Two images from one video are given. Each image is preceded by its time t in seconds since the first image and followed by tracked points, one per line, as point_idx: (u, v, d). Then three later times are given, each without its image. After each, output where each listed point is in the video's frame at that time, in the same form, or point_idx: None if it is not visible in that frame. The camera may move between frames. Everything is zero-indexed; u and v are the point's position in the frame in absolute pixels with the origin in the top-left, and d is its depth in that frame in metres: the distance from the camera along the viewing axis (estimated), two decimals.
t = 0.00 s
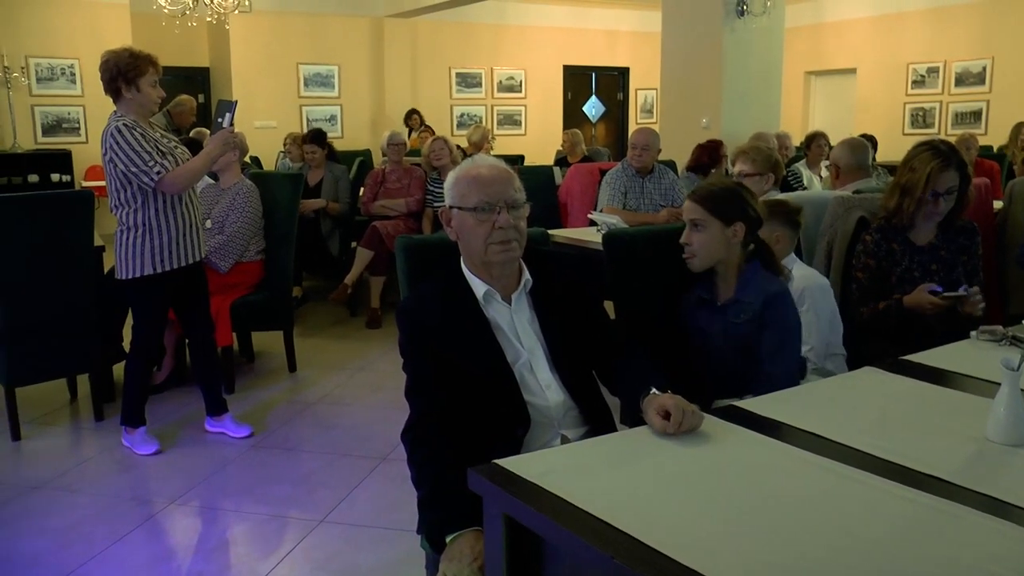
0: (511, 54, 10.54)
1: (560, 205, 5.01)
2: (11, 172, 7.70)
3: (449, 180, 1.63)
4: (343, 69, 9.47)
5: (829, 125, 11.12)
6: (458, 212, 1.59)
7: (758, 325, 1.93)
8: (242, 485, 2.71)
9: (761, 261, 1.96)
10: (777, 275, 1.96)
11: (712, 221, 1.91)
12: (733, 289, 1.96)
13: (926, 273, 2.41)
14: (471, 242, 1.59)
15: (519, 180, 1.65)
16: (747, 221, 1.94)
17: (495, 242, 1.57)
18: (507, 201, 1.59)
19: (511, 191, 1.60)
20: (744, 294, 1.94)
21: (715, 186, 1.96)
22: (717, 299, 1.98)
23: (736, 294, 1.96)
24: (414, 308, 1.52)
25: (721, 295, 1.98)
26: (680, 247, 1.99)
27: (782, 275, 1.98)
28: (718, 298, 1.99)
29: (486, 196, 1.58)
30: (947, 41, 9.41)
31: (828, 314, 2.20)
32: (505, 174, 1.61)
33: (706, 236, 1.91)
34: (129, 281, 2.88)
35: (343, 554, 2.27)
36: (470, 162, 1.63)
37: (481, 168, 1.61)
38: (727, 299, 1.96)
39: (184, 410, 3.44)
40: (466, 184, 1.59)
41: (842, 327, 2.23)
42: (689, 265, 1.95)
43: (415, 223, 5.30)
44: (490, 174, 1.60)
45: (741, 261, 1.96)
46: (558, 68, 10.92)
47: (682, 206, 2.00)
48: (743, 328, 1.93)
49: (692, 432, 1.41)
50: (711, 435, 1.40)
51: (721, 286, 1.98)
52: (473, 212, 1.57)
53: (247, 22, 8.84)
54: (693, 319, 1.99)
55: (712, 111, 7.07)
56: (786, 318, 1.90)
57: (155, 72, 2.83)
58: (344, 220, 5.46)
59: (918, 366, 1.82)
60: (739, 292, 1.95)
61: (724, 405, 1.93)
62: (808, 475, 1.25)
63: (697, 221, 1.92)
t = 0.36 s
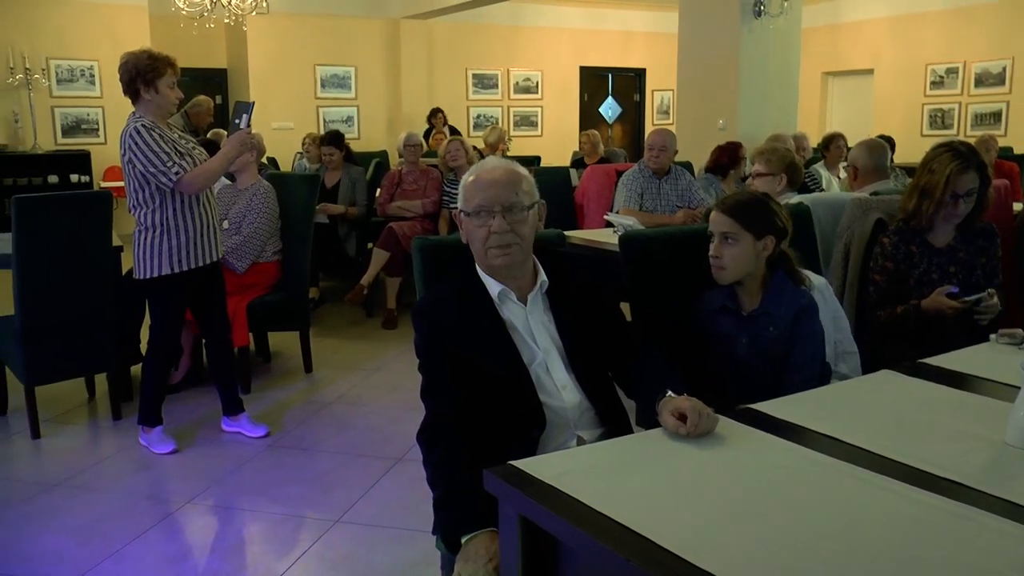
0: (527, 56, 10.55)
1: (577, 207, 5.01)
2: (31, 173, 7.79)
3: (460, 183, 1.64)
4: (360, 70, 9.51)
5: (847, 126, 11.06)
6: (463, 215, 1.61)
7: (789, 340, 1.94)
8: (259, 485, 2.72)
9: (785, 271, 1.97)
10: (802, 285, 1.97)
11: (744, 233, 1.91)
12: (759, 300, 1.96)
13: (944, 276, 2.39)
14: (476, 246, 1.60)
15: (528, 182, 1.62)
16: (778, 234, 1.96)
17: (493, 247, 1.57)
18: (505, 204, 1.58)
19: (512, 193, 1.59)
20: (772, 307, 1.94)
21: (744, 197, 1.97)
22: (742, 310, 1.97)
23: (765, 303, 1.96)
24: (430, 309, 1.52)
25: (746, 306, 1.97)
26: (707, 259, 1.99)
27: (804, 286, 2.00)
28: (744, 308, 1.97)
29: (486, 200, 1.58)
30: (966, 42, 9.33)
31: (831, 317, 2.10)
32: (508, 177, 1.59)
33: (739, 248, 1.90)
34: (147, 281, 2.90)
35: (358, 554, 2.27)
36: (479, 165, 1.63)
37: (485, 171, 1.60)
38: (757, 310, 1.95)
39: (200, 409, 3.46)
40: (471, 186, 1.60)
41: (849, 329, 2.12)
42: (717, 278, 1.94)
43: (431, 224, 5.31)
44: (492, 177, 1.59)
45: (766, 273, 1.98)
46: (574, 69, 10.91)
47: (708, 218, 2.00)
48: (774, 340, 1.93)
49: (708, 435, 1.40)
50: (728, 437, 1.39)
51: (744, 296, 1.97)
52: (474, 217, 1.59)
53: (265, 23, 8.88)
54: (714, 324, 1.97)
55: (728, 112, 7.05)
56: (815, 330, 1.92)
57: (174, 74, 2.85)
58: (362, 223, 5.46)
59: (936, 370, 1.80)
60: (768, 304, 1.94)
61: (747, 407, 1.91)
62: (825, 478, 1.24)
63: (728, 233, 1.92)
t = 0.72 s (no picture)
0: (545, 57, 10.54)
1: (594, 208, 5.01)
2: (53, 173, 7.88)
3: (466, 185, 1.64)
4: (378, 72, 9.54)
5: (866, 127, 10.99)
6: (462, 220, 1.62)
7: (808, 346, 1.92)
8: (275, 484, 2.73)
9: (803, 275, 1.97)
10: (821, 287, 1.98)
11: (765, 240, 1.91)
12: (779, 304, 1.96)
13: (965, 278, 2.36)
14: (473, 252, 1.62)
15: (523, 190, 1.57)
16: (798, 240, 1.96)
17: (481, 257, 1.58)
18: (492, 214, 1.56)
19: (500, 204, 1.55)
20: (791, 311, 1.93)
21: (763, 201, 1.96)
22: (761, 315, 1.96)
23: (785, 308, 1.95)
24: (443, 310, 1.53)
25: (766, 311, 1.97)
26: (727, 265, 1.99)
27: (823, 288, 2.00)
28: (765, 313, 1.97)
29: (475, 210, 1.57)
30: (987, 42, 9.24)
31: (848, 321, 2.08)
32: (499, 186, 1.56)
33: (759, 256, 1.90)
34: (166, 280, 2.92)
35: (373, 554, 2.28)
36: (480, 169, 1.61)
37: (481, 178, 1.58)
38: (777, 315, 1.95)
39: (218, 409, 3.48)
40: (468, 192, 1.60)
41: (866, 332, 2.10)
42: (738, 284, 1.94)
43: (448, 225, 5.29)
44: (484, 186, 1.57)
45: (786, 277, 1.98)
46: (592, 70, 10.90)
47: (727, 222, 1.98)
48: (792, 345, 1.92)
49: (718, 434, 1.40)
50: (746, 440, 1.38)
51: (765, 299, 1.98)
52: (466, 224, 1.59)
53: (283, 25, 8.93)
54: (735, 327, 1.96)
55: (746, 113, 7.02)
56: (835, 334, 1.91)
57: (193, 75, 2.87)
58: (378, 224, 5.48)
59: (957, 374, 1.78)
60: (787, 309, 1.94)
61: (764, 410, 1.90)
62: (844, 482, 1.23)
63: (748, 240, 1.91)
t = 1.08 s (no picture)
0: (564, 58, 10.54)
1: (614, 209, 5.00)
2: (75, 174, 7.97)
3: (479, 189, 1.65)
4: (398, 72, 9.57)
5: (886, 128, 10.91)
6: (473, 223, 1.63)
7: (826, 350, 1.91)
8: (293, 483, 2.75)
9: (822, 278, 1.96)
10: (839, 292, 1.96)
11: (782, 240, 1.90)
12: (798, 307, 1.96)
13: (987, 281, 2.34)
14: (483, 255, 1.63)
15: (532, 194, 1.57)
16: (815, 242, 1.94)
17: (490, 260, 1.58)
18: (500, 218, 1.56)
19: (509, 209, 1.56)
20: (810, 315, 1.93)
21: (781, 204, 1.95)
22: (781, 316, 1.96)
23: (804, 311, 1.95)
24: (459, 312, 1.53)
25: (785, 310, 1.96)
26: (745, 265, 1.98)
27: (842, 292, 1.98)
28: (784, 315, 1.96)
29: (484, 213, 1.58)
30: (1011, 42, 9.13)
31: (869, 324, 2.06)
32: (508, 191, 1.56)
33: (776, 257, 1.89)
34: (185, 279, 2.95)
35: (390, 553, 2.28)
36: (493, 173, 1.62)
37: (495, 181, 1.59)
38: (795, 318, 1.95)
39: (237, 408, 3.50)
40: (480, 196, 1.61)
41: (885, 336, 2.08)
42: (755, 285, 1.93)
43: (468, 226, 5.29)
44: (496, 188, 1.58)
45: (803, 280, 1.97)
46: (611, 71, 10.89)
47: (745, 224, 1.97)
48: (810, 349, 1.92)
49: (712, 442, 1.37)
50: (765, 443, 1.37)
51: (782, 301, 1.96)
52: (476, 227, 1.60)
53: (304, 26, 8.99)
54: (754, 329, 1.95)
55: (767, 114, 6.98)
56: (854, 340, 1.90)
57: (214, 76, 2.89)
58: (397, 224, 5.50)
59: (980, 377, 1.76)
60: (805, 313, 1.93)
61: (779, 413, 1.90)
62: (862, 486, 1.22)
63: (765, 240, 1.90)
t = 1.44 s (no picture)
0: (584, 58, 10.53)
1: (634, 209, 5.00)
2: (98, 173, 8.06)
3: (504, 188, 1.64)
4: (418, 73, 9.60)
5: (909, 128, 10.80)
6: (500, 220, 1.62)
7: (848, 351, 1.90)
8: (312, 481, 2.77)
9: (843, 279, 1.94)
10: (863, 294, 1.93)
11: (805, 241, 1.89)
12: (820, 308, 1.95)
13: (1013, 282, 2.31)
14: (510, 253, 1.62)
15: (561, 192, 1.58)
16: (839, 244, 1.93)
17: (521, 257, 1.58)
18: (531, 215, 1.56)
19: (539, 206, 1.56)
20: (833, 317, 1.91)
21: (806, 205, 1.95)
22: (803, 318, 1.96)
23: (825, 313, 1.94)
24: (481, 313, 1.53)
25: (807, 313, 1.96)
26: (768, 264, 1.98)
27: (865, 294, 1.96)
28: (806, 316, 1.96)
29: (515, 209, 1.58)
30: None
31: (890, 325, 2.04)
32: (538, 188, 1.57)
33: (798, 257, 1.88)
34: (207, 278, 2.97)
35: (409, 552, 2.29)
36: (520, 171, 1.62)
37: (523, 179, 1.60)
38: (817, 319, 1.94)
39: (258, 407, 3.52)
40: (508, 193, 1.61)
41: (908, 338, 2.06)
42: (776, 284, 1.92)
43: (488, 226, 5.31)
44: (526, 184, 1.58)
45: (826, 281, 1.96)
46: (632, 71, 10.86)
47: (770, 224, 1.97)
48: (832, 350, 1.91)
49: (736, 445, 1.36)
50: (786, 446, 1.36)
51: (804, 302, 1.96)
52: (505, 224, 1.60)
53: (326, 27, 9.04)
54: (775, 329, 1.94)
55: (788, 114, 6.93)
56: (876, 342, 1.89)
57: (237, 76, 2.91)
58: (418, 224, 5.52)
59: (1004, 379, 1.74)
60: (828, 314, 1.92)
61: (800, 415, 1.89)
62: (885, 488, 1.21)
63: (788, 241, 1.90)
